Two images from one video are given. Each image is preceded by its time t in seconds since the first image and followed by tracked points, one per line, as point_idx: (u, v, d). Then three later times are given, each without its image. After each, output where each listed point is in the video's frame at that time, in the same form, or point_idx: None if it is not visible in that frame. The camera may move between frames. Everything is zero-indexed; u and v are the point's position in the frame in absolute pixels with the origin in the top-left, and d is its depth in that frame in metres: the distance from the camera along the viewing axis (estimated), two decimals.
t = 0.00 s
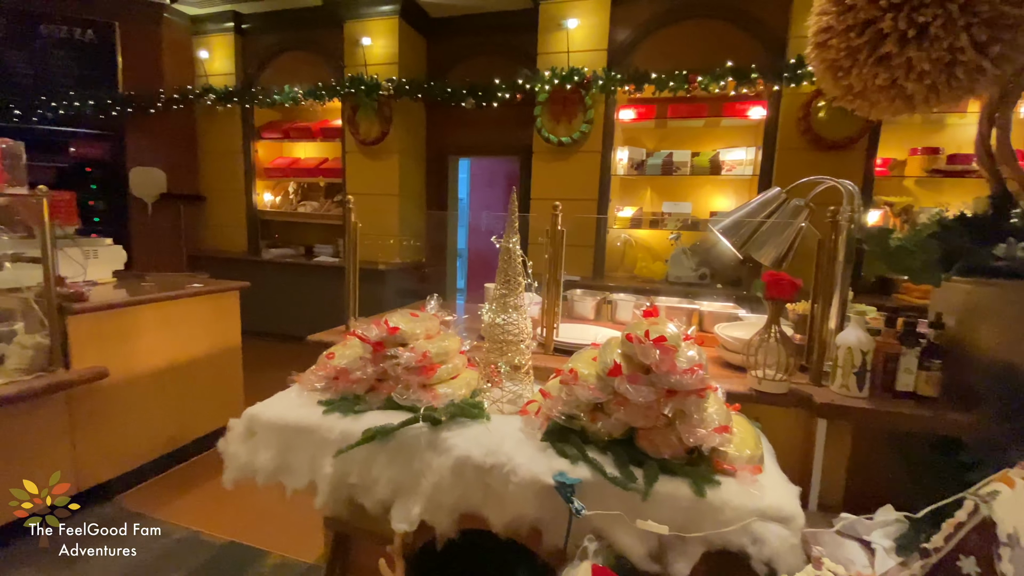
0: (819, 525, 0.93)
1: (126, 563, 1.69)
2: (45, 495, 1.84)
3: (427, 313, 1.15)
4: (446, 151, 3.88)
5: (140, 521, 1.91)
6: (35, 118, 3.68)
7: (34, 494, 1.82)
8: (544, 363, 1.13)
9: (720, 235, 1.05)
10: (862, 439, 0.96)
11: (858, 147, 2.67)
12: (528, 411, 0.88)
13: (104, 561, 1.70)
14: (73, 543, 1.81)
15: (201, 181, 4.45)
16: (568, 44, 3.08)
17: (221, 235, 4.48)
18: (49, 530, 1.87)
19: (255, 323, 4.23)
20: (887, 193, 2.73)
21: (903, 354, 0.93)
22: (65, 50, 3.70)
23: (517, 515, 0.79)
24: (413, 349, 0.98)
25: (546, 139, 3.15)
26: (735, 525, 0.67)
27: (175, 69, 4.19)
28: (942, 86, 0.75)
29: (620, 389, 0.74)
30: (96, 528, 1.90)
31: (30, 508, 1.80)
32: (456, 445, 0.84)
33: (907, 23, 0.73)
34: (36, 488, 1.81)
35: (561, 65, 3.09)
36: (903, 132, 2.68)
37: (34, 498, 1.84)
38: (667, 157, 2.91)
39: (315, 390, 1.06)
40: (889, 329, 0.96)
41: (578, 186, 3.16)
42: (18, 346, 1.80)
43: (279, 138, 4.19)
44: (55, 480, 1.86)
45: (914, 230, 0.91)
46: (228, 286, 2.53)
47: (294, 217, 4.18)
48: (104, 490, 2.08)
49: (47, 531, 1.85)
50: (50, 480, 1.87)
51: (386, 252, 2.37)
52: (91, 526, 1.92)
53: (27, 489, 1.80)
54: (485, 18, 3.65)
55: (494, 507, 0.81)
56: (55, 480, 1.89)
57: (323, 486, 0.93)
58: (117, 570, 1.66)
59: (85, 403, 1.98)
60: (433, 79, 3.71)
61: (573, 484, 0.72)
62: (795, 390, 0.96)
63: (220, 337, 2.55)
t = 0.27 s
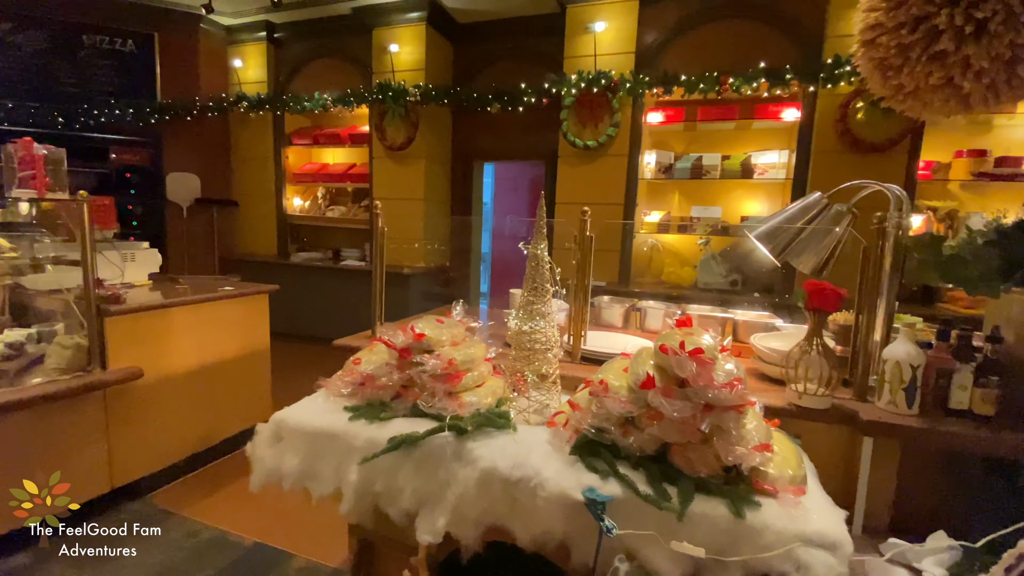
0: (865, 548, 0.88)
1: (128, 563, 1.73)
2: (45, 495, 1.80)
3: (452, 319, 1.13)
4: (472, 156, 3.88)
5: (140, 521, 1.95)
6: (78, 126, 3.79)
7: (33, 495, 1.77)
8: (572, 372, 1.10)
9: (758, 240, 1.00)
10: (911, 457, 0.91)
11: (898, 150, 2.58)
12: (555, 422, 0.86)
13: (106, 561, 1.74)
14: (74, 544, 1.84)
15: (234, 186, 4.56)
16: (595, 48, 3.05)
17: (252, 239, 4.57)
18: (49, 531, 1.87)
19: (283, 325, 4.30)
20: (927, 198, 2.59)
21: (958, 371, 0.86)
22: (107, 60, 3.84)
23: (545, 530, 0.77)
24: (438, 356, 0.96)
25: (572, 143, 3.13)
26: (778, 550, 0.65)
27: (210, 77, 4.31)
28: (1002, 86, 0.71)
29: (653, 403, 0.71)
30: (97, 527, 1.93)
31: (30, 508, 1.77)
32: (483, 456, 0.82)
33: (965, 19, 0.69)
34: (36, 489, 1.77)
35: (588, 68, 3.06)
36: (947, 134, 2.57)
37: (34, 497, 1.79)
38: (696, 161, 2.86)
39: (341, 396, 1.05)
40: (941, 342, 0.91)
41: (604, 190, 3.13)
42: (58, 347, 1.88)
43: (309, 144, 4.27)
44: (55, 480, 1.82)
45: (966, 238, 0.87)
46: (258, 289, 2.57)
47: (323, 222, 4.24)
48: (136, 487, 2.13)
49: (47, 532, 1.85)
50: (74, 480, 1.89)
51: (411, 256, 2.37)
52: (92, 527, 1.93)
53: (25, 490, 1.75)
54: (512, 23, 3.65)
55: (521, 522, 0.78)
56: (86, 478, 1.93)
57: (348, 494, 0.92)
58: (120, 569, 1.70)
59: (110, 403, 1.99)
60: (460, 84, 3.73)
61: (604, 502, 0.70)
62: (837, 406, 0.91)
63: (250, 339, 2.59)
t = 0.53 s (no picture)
0: None
1: (131, 563, 1.75)
2: (46, 495, 1.76)
3: (480, 328, 1.11)
4: (503, 162, 3.88)
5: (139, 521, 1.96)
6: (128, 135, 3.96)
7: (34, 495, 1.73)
8: (603, 385, 1.06)
9: (802, 249, 0.95)
10: (971, 485, 0.85)
11: (953, 153, 2.44)
12: (584, 437, 0.82)
13: (108, 562, 1.75)
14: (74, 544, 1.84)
15: (273, 192, 4.68)
16: (628, 51, 3.01)
17: (289, 244, 4.68)
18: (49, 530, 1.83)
19: (317, 328, 4.38)
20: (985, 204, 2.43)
21: None
22: (154, 70, 4.00)
23: (572, 552, 0.73)
24: (465, 366, 0.94)
25: (604, 148, 3.09)
26: None
27: (251, 86, 4.45)
28: None
29: (688, 422, 0.68)
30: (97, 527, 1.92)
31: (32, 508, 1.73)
32: (508, 471, 0.80)
33: None
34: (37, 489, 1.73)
35: (621, 72, 3.02)
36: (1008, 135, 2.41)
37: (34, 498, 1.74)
38: (734, 165, 2.76)
39: (367, 403, 1.04)
40: (1006, 363, 0.87)
41: (637, 196, 3.07)
42: (104, 346, 1.94)
43: (345, 151, 4.34)
44: (56, 479, 1.77)
45: None
46: (293, 292, 2.62)
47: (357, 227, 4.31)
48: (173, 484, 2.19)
49: (48, 532, 1.82)
50: (89, 484, 1.87)
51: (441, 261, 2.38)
52: (93, 527, 1.92)
53: (26, 490, 1.71)
54: (545, 28, 3.64)
55: (548, 541, 0.75)
56: (109, 480, 1.93)
57: (372, 504, 0.90)
58: (123, 570, 1.71)
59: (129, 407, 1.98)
60: (492, 90, 3.74)
61: (635, 526, 0.66)
62: (889, 429, 0.85)
63: (284, 342, 2.64)
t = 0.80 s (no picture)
0: None
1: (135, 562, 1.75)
2: (46, 495, 1.72)
3: (506, 333, 1.08)
4: (536, 164, 3.85)
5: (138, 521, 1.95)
6: (177, 141, 4.09)
7: (33, 495, 1.69)
8: (634, 397, 1.02)
9: (852, 254, 0.90)
10: None
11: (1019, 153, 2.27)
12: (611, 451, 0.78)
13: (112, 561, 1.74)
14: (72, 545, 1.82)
15: (312, 196, 4.80)
16: (666, 50, 2.94)
17: (327, 246, 4.77)
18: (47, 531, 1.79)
19: (352, 329, 4.44)
20: None
21: None
22: (205, 80, 4.19)
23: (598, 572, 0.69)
24: (489, 373, 0.91)
25: (640, 149, 3.02)
26: None
27: (293, 93, 4.57)
28: None
29: (725, 440, 0.64)
30: (97, 526, 1.89)
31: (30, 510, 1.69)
32: (533, 484, 0.76)
33: None
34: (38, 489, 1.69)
35: (659, 72, 2.95)
36: None
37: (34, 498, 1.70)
38: (778, 166, 2.65)
39: (392, 407, 1.03)
40: None
41: (674, 199, 2.99)
42: (148, 344, 2.02)
43: (381, 155, 4.40)
44: (56, 479, 1.73)
45: None
46: (328, 294, 2.65)
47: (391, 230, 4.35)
48: (210, 479, 2.25)
49: (48, 532, 1.77)
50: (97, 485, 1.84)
51: (473, 264, 2.36)
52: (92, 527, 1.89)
53: (25, 490, 1.67)
54: (579, 30, 3.60)
55: (573, 559, 0.72)
56: (124, 479, 1.91)
57: (394, 511, 0.88)
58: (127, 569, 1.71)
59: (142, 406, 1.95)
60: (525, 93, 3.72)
61: (665, 549, 0.62)
62: (952, 452, 0.78)
63: (318, 342, 2.67)
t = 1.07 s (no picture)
0: None
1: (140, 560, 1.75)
2: (46, 495, 1.71)
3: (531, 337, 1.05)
4: (569, 165, 3.80)
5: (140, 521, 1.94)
6: (222, 146, 4.24)
7: (32, 495, 1.68)
8: (664, 407, 0.97)
9: (905, 257, 0.86)
10: None
11: None
12: (639, 464, 0.74)
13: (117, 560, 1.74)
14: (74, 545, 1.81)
15: (348, 198, 4.88)
16: (704, 46, 2.86)
17: (362, 247, 4.85)
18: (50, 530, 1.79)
19: (386, 329, 4.49)
20: None
21: None
22: (248, 86, 4.34)
23: None
24: (512, 378, 0.88)
25: (677, 148, 2.94)
26: None
27: (331, 98, 4.67)
28: None
29: (762, 459, 0.59)
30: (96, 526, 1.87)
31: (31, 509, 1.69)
32: (555, 495, 0.73)
33: None
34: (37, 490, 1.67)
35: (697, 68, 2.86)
36: None
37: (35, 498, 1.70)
38: (824, 164, 2.53)
39: (415, 410, 1.01)
40: None
41: (712, 200, 2.90)
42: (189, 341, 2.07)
43: (415, 158, 4.44)
44: (57, 479, 1.72)
45: None
46: (360, 294, 2.68)
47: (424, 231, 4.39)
48: (245, 474, 2.29)
49: (48, 532, 1.76)
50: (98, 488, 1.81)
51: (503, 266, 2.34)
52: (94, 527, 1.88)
53: (25, 490, 1.66)
54: (614, 28, 3.55)
55: None
56: (133, 482, 1.89)
57: (415, 517, 0.86)
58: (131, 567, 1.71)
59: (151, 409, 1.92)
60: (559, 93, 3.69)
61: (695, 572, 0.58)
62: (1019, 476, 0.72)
63: (351, 342, 2.70)
